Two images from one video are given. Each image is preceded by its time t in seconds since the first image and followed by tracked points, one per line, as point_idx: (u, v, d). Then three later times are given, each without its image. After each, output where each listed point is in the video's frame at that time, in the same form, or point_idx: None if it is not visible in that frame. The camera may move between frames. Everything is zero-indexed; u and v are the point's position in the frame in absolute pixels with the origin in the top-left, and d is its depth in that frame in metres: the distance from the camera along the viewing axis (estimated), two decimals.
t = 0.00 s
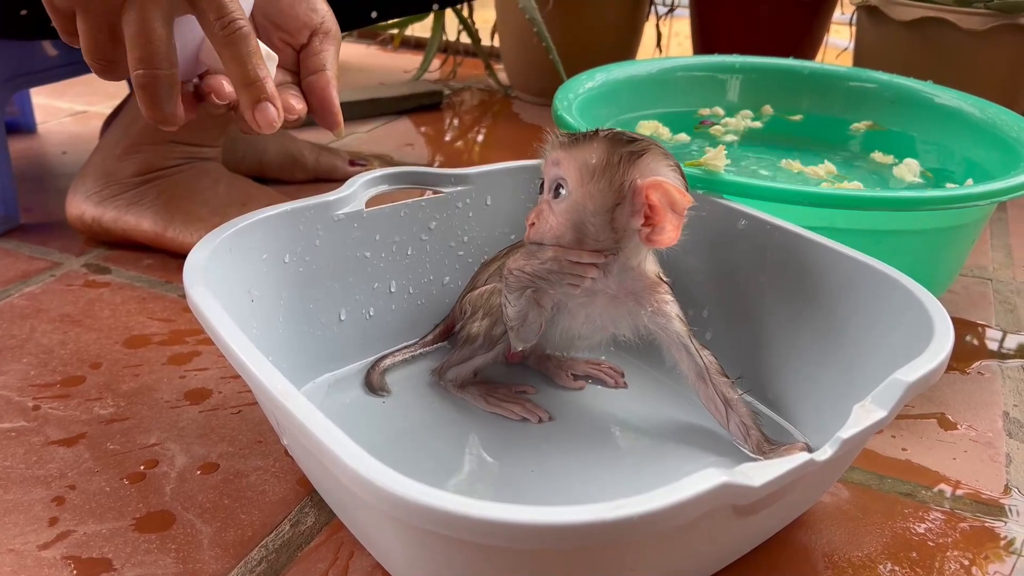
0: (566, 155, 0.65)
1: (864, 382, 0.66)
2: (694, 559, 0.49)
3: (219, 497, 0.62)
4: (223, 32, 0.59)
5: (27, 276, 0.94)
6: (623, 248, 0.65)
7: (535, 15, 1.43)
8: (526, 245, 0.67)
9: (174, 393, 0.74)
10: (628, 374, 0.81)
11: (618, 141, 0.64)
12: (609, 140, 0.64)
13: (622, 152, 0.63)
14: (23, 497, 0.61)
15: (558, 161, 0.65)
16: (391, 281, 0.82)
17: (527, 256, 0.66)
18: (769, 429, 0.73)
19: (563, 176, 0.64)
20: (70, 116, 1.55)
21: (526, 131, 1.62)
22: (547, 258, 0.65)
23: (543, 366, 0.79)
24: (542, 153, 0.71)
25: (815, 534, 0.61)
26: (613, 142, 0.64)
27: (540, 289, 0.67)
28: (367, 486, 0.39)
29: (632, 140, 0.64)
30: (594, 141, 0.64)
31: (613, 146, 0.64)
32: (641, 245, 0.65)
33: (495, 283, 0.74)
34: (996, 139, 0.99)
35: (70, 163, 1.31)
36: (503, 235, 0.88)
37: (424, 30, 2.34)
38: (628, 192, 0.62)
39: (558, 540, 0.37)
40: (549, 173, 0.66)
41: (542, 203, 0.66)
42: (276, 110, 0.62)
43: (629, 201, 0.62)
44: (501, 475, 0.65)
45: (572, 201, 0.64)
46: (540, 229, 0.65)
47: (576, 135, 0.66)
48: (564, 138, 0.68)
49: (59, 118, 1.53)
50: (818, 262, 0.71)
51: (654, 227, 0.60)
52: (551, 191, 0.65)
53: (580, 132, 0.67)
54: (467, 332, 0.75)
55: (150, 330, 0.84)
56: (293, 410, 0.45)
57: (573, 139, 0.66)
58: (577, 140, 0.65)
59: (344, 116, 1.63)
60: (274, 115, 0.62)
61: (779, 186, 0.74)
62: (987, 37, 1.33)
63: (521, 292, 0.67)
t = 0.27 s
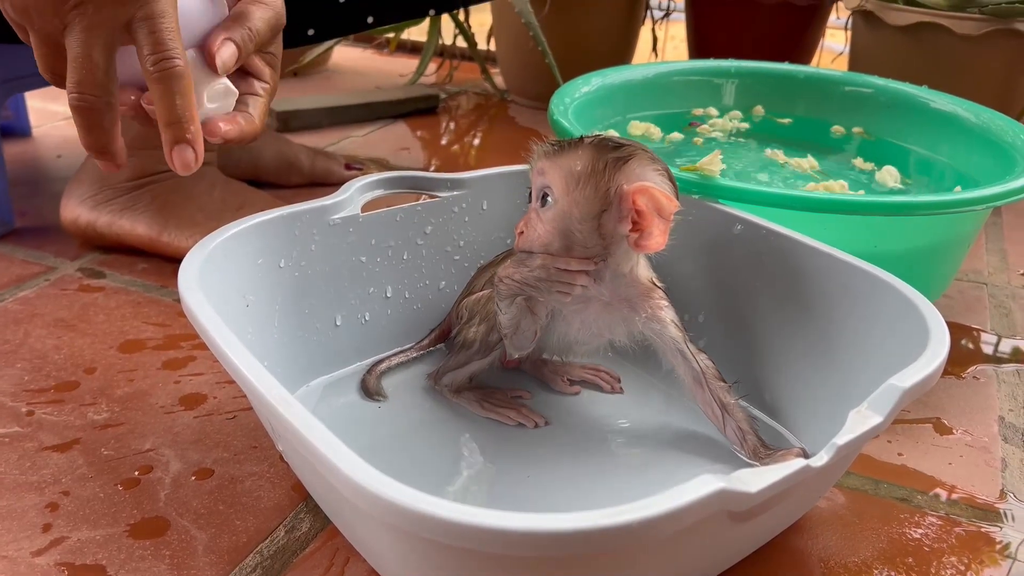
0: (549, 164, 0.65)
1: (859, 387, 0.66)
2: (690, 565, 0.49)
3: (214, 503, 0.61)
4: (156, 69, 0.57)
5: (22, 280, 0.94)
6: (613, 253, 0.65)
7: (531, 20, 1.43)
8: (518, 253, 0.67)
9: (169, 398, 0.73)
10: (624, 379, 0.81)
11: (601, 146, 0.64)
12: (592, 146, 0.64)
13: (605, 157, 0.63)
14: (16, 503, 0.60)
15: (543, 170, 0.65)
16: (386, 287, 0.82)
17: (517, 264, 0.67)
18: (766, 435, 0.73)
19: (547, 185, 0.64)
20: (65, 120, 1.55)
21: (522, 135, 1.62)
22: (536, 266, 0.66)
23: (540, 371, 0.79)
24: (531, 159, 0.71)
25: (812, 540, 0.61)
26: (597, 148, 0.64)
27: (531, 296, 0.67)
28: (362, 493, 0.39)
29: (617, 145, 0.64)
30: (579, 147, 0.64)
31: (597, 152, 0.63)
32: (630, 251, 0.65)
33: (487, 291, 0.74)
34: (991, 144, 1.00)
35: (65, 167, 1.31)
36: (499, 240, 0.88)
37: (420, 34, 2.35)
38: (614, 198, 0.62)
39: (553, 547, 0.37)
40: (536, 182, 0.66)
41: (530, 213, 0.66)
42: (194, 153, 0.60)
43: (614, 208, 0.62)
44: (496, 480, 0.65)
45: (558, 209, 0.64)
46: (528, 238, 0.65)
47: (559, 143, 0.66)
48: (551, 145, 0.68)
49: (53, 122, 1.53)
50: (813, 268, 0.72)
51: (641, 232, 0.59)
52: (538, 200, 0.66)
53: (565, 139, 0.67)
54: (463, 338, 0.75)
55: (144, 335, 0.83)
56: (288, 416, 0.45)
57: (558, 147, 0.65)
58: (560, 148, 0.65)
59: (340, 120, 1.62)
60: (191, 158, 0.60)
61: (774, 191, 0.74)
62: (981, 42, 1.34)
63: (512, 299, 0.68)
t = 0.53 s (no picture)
0: (553, 169, 0.65)
1: (858, 394, 0.66)
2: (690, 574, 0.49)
3: (211, 511, 0.61)
4: (111, 15, 0.60)
5: (18, 286, 0.93)
6: (616, 258, 0.65)
7: (528, 25, 1.43)
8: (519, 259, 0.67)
9: (166, 405, 0.73)
10: (622, 386, 0.81)
11: (606, 152, 0.64)
12: (596, 152, 0.64)
13: (610, 162, 0.63)
14: (13, 510, 0.60)
15: (547, 175, 0.65)
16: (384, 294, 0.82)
17: (519, 271, 0.67)
18: (764, 441, 0.73)
19: (552, 190, 0.64)
20: (62, 124, 1.55)
21: (520, 140, 1.62)
22: (540, 270, 0.66)
23: (538, 378, 0.79)
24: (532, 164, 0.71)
25: (810, 547, 0.61)
26: (602, 154, 0.64)
27: (533, 302, 0.67)
28: (362, 502, 0.39)
29: (621, 150, 0.64)
30: (583, 153, 0.64)
31: (603, 158, 0.63)
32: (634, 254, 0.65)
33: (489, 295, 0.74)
34: (988, 150, 1.00)
35: (61, 172, 1.31)
36: (497, 246, 0.88)
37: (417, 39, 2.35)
38: (619, 203, 0.62)
39: (553, 557, 0.37)
40: (540, 188, 0.66)
41: (533, 219, 0.66)
42: (164, 95, 0.62)
43: (620, 212, 0.62)
44: (494, 486, 0.65)
45: (562, 214, 0.64)
46: (532, 243, 0.65)
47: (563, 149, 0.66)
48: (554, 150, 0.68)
49: (50, 127, 1.52)
50: (812, 274, 0.72)
51: (646, 236, 0.60)
52: (541, 206, 0.65)
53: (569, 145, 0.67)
54: (462, 343, 0.75)
55: (142, 341, 0.83)
56: (287, 424, 0.45)
57: (564, 153, 0.65)
58: (564, 154, 0.65)
59: (337, 125, 1.62)
60: (161, 99, 0.62)
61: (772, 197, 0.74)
62: (976, 48, 1.34)
63: (514, 305, 0.68)
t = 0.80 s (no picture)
0: (549, 178, 0.64)
1: (853, 400, 0.66)
2: None
3: (207, 518, 0.61)
4: None
5: (13, 292, 0.93)
6: (614, 265, 0.66)
7: (524, 31, 1.44)
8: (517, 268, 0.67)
9: (161, 412, 0.73)
10: (618, 392, 0.81)
11: (601, 160, 0.64)
12: (591, 160, 0.64)
13: (605, 171, 0.63)
14: (8, 518, 0.60)
15: (543, 184, 0.65)
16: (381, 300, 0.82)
17: (518, 280, 0.67)
18: (760, 447, 0.73)
19: (548, 200, 0.64)
20: (57, 129, 1.54)
21: (516, 145, 1.62)
22: (539, 282, 0.66)
23: (535, 384, 0.79)
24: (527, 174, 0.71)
25: (806, 553, 0.61)
26: (597, 163, 0.64)
27: (532, 311, 0.68)
28: (358, 511, 0.39)
29: (616, 158, 0.64)
30: (578, 163, 0.64)
31: (598, 167, 0.64)
32: (630, 261, 0.66)
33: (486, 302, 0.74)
34: (982, 156, 1.00)
35: (56, 177, 1.30)
36: (493, 252, 0.88)
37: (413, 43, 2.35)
38: (617, 210, 0.63)
39: (549, 565, 0.37)
40: (535, 197, 0.66)
41: (530, 229, 0.65)
42: (138, 38, 0.58)
43: (617, 220, 0.63)
44: (490, 492, 0.65)
45: (560, 223, 0.64)
46: (531, 254, 0.64)
47: (557, 158, 0.66)
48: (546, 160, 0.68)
49: (46, 131, 1.52)
50: (807, 280, 0.72)
51: (644, 242, 0.60)
52: (538, 215, 0.65)
53: (561, 153, 0.67)
54: (458, 349, 0.75)
55: (137, 347, 0.83)
56: (282, 431, 0.44)
57: (558, 163, 0.65)
58: (558, 163, 0.65)
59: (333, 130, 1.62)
60: (135, 42, 0.58)
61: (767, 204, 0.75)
62: (970, 54, 1.35)
63: (513, 314, 0.68)
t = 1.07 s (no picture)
0: (546, 185, 0.65)
1: (846, 405, 0.66)
2: None
3: (202, 524, 0.61)
4: None
5: (7, 297, 0.93)
6: (610, 271, 0.66)
7: (520, 36, 1.44)
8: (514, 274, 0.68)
9: (156, 417, 0.73)
10: (613, 397, 0.81)
11: (597, 167, 0.64)
12: (588, 167, 0.64)
13: (602, 177, 0.63)
14: (2, 525, 0.60)
15: (540, 191, 0.65)
16: (376, 306, 0.82)
17: (515, 286, 0.67)
18: (754, 452, 0.73)
19: (546, 206, 0.64)
20: (52, 133, 1.54)
21: (511, 149, 1.62)
22: (536, 288, 0.66)
23: (530, 389, 0.79)
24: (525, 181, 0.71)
25: (802, 559, 0.61)
26: (594, 170, 0.64)
27: (529, 317, 0.68)
28: (351, 518, 0.39)
29: (612, 165, 0.64)
30: (575, 169, 0.64)
31: (595, 173, 0.64)
32: (627, 267, 0.66)
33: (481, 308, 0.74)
34: (975, 162, 1.01)
35: (51, 181, 1.30)
36: (489, 257, 0.88)
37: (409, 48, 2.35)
38: (613, 217, 0.62)
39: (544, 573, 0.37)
40: (532, 204, 0.66)
41: (527, 235, 0.65)
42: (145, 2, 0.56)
43: (614, 226, 0.62)
44: (485, 498, 0.65)
45: (557, 229, 0.64)
46: (528, 259, 0.65)
47: (554, 166, 0.66)
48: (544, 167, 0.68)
49: (41, 136, 1.52)
50: (801, 286, 0.72)
51: (640, 248, 0.60)
52: (535, 221, 0.65)
53: (558, 161, 0.67)
54: (454, 354, 0.75)
55: (132, 353, 0.83)
56: (275, 438, 0.44)
57: (555, 169, 0.66)
58: (555, 170, 0.65)
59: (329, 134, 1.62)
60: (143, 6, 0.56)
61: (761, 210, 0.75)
62: (964, 60, 1.36)
63: (510, 320, 0.68)
